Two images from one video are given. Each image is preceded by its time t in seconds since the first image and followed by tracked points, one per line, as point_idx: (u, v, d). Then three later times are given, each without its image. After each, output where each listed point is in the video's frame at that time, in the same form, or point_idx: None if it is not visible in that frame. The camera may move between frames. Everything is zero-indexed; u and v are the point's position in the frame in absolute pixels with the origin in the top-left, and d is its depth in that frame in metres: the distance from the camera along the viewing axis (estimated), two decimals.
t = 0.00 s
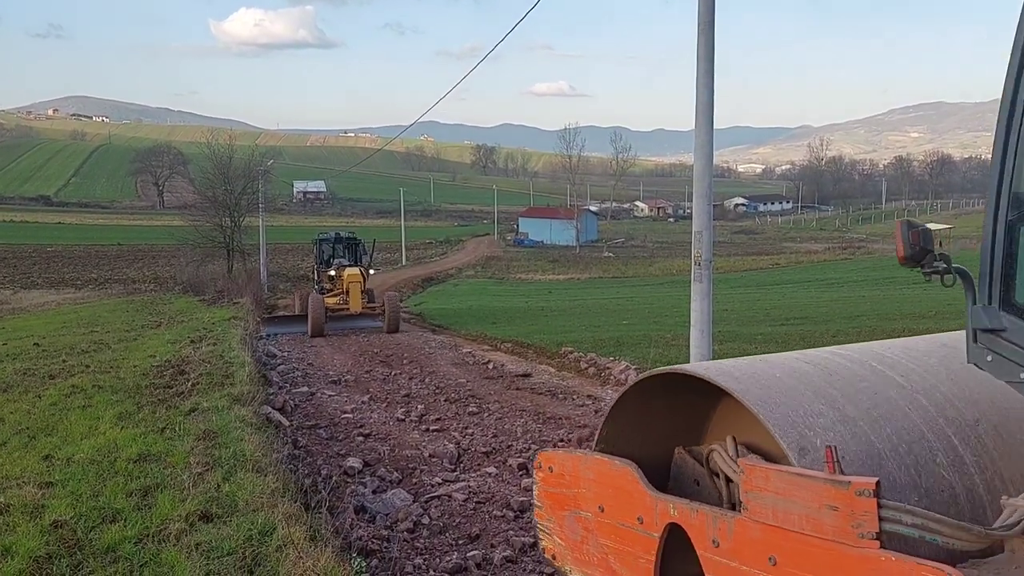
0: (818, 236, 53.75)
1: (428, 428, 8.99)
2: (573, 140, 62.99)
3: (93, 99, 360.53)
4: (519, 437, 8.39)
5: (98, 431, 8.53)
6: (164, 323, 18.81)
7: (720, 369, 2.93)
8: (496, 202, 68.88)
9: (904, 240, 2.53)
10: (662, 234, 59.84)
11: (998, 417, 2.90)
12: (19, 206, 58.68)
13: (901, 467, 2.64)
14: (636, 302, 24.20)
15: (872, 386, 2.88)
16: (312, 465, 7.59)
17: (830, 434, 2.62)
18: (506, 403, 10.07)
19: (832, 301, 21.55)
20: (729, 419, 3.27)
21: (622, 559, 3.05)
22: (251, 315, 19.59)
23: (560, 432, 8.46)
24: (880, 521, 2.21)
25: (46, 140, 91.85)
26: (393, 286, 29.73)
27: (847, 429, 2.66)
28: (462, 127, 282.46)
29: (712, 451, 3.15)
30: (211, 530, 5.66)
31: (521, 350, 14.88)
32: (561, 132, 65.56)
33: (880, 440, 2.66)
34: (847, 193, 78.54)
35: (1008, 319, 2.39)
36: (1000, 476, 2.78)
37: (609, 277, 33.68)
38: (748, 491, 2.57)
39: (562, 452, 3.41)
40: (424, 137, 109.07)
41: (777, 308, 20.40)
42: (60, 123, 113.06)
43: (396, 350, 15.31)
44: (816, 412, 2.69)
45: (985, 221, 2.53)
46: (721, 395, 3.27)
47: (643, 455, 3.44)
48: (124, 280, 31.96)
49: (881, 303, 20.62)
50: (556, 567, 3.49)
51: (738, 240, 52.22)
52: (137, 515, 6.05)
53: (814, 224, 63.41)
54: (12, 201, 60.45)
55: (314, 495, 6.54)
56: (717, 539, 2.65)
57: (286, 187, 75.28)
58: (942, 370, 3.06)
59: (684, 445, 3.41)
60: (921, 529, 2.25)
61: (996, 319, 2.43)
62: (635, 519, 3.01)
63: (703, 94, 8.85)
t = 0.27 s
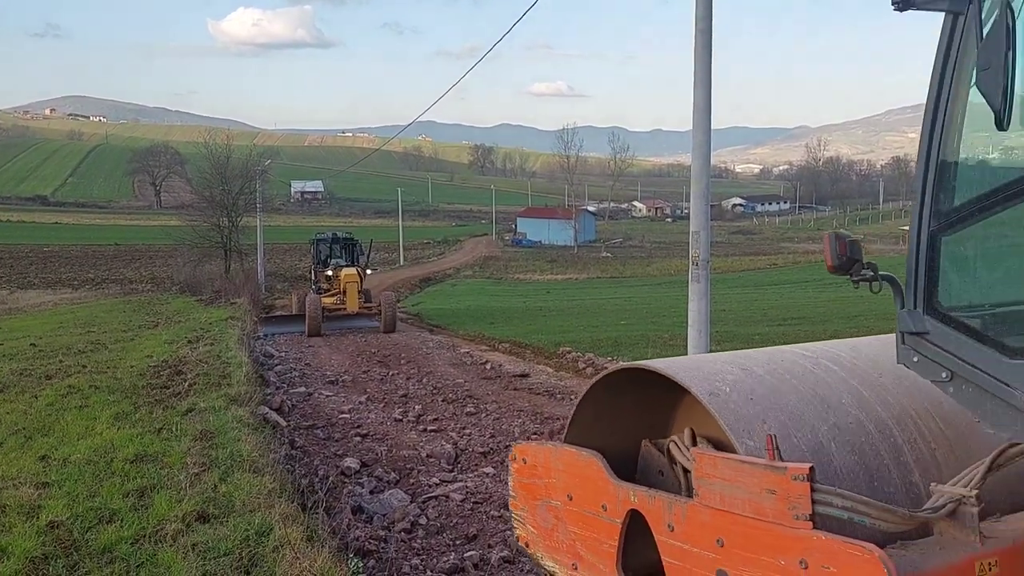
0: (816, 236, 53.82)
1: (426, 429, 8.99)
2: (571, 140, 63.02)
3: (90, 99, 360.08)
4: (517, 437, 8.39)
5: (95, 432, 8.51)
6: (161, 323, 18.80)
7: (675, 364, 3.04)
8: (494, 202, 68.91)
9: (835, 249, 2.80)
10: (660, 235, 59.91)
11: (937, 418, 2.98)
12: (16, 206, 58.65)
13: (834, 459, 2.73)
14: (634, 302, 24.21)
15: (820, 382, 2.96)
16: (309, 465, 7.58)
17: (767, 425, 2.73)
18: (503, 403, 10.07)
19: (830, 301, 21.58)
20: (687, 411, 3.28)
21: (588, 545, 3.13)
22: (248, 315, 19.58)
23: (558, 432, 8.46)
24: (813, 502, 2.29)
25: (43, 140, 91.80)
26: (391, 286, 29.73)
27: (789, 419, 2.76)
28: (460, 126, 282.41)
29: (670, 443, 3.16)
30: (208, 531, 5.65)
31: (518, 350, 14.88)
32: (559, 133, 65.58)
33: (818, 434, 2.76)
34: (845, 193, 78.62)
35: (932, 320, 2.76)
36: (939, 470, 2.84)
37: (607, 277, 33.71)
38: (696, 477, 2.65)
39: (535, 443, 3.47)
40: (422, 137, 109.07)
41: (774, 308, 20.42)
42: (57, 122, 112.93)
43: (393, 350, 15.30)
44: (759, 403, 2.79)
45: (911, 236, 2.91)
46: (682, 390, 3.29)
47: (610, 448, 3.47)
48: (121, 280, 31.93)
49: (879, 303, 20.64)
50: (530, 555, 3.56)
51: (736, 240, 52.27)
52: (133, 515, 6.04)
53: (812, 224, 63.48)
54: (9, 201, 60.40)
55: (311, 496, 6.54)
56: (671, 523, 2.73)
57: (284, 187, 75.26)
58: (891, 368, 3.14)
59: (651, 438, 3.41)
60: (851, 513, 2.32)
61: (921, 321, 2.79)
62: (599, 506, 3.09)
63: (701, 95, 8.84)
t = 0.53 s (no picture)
0: (813, 236, 53.78)
1: (423, 429, 8.98)
2: (568, 140, 62.96)
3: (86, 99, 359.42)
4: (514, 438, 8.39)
5: (91, 432, 8.51)
6: (158, 324, 18.80)
7: (639, 364, 3.37)
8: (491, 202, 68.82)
9: (771, 258, 3.06)
10: (656, 235, 59.96)
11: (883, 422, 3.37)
12: (11, 206, 58.43)
13: (786, 457, 3.12)
14: (631, 302, 24.23)
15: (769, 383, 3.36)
16: (306, 465, 7.59)
17: (716, 421, 3.10)
18: (500, 404, 10.08)
19: (827, 302, 21.59)
20: (647, 412, 3.69)
21: (559, 535, 3.53)
22: (245, 316, 19.59)
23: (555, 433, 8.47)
24: (754, 493, 2.67)
25: (38, 140, 91.48)
26: (388, 286, 29.69)
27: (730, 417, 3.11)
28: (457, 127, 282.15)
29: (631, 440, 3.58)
30: (204, 532, 5.65)
31: (515, 350, 14.93)
32: (556, 133, 65.50)
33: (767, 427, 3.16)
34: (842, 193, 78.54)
35: (865, 323, 3.02)
36: (872, 460, 3.26)
37: (604, 278, 33.68)
38: (653, 475, 3.01)
39: (510, 439, 3.85)
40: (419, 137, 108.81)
41: (771, 309, 20.45)
42: (53, 122, 112.60)
43: (391, 350, 15.33)
44: (717, 403, 3.17)
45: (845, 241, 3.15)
46: (645, 394, 3.68)
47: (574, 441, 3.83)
48: (117, 280, 31.84)
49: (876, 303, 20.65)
50: (505, 544, 3.95)
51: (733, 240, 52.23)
52: (129, 516, 6.04)
53: (810, 224, 63.43)
54: (4, 201, 60.15)
55: (307, 496, 6.55)
56: (629, 513, 3.12)
57: (280, 187, 75.05)
58: (827, 367, 3.55)
59: (615, 433, 3.81)
60: (789, 502, 2.69)
61: (855, 323, 3.04)
62: (567, 498, 3.48)
63: (698, 96, 8.86)
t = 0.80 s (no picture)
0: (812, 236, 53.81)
1: (421, 428, 8.98)
2: (566, 140, 62.98)
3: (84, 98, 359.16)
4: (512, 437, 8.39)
5: (89, 431, 8.50)
6: (156, 323, 18.78)
7: (608, 359, 3.54)
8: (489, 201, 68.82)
9: (726, 259, 3.31)
10: (655, 234, 59.97)
11: (835, 416, 3.51)
12: (9, 205, 58.37)
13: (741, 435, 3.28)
14: (629, 302, 24.26)
15: (730, 375, 3.51)
16: (304, 464, 7.59)
17: (677, 410, 3.26)
18: (499, 403, 10.07)
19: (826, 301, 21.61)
20: (619, 406, 3.85)
21: (532, 522, 3.66)
22: (243, 315, 19.58)
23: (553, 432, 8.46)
24: (709, 477, 2.81)
25: (37, 139, 91.51)
26: (386, 286, 29.71)
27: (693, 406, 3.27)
28: (456, 126, 282.15)
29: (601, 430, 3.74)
30: (202, 531, 5.65)
31: (513, 350, 14.95)
32: (554, 132, 65.50)
33: (722, 415, 3.30)
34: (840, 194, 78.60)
35: (815, 321, 3.05)
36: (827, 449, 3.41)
37: (602, 277, 33.71)
38: (617, 464, 3.15)
39: (487, 431, 3.98)
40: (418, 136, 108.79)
41: (769, 309, 20.47)
42: (51, 121, 112.52)
43: (389, 349, 15.33)
44: (679, 394, 3.33)
45: (796, 247, 3.18)
46: (620, 391, 3.85)
47: (547, 431, 4.01)
48: (116, 279, 31.82)
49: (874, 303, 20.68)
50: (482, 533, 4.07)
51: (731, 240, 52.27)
52: (128, 515, 6.04)
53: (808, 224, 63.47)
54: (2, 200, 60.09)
55: (305, 495, 6.55)
56: (597, 500, 3.26)
57: (279, 186, 75.01)
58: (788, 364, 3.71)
59: (589, 427, 3.98)
60: (742, 487, 2.84)
61: (805, 321, 3.08)
62: (540, 487, 3.62)
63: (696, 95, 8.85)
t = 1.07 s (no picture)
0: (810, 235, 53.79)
1: (419, 427, 8.97)
2: (564, 139, 62.99)
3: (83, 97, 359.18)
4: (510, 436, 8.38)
5: (88, 430, 8.50)
6: (155, 321, 18.77)
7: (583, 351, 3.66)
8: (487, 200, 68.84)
9: (692, 260, 3.37)
10: (654, 233, 59.96)
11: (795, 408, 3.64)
12: (8, 203, 58.45)
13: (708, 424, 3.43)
14: (628, 301, 24.25)
15: (696, 367, 3.63)
16: (302, 463, 7.59)
17: (644, 400, 3.38)
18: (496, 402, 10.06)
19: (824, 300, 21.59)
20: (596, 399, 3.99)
21: (512, 508, 3.73)
22: (241, 313, 19.58)
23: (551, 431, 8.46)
24: (675, 461, 2.94)
25: (36, 138, 91.46)
26: (385, 284, 29.72)
27: (663, 397, 3.41)
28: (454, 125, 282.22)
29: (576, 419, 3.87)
30: (200, 529, 5.65)
31: (512, 348, 14.95)
32: (553, 131, 65.48)
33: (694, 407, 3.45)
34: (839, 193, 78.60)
35: (774, 319, 3.12)
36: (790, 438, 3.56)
37: (600, 276, 33.72)
38: (591, 451, 3.27)
39: (468, 421, 4.05)
40: (416, 135, 108.82)
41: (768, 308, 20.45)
42: (50, 120, 112.66)
43: (388, 348, 15.30)
44: (646, 387, 3.43)
45: (757, 248, 3.24)
46: (596, 384, 4.00)
47: (530, 422, 4.12)
48: (114, 278, 31.83)
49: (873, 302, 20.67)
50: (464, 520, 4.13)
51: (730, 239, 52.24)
52: (126, 513, 6.04)
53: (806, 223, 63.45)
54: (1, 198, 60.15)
55: (304, 493, 6.57)
56: (572, 485, 3.35)
57: (277, 184, 75.02)
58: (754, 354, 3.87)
59: (567, 418, 4.11)
60: (706, 471, 2.97)
61: (765, 318, 3.15)
62: (519, 474, 3.69)
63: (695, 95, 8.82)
